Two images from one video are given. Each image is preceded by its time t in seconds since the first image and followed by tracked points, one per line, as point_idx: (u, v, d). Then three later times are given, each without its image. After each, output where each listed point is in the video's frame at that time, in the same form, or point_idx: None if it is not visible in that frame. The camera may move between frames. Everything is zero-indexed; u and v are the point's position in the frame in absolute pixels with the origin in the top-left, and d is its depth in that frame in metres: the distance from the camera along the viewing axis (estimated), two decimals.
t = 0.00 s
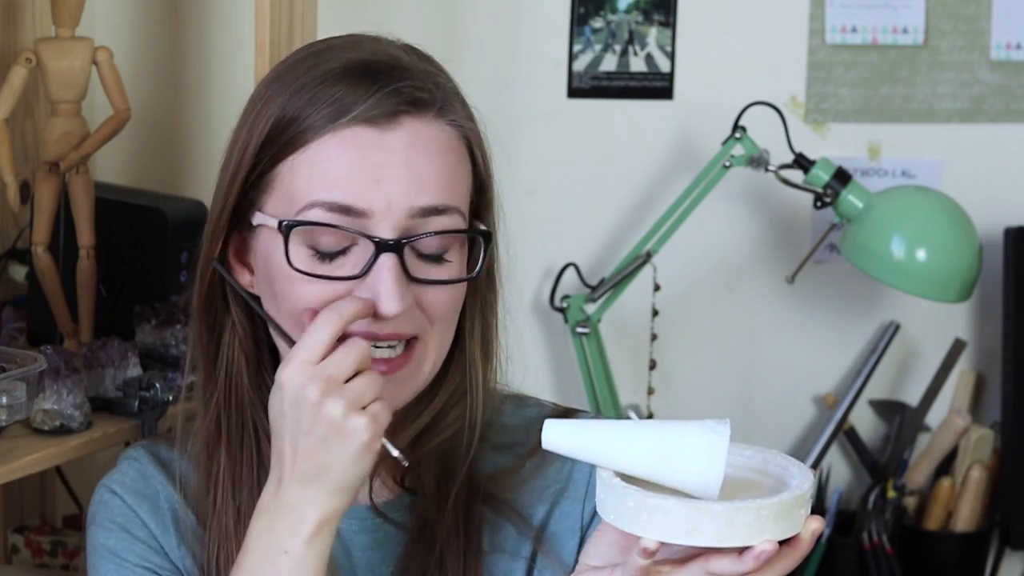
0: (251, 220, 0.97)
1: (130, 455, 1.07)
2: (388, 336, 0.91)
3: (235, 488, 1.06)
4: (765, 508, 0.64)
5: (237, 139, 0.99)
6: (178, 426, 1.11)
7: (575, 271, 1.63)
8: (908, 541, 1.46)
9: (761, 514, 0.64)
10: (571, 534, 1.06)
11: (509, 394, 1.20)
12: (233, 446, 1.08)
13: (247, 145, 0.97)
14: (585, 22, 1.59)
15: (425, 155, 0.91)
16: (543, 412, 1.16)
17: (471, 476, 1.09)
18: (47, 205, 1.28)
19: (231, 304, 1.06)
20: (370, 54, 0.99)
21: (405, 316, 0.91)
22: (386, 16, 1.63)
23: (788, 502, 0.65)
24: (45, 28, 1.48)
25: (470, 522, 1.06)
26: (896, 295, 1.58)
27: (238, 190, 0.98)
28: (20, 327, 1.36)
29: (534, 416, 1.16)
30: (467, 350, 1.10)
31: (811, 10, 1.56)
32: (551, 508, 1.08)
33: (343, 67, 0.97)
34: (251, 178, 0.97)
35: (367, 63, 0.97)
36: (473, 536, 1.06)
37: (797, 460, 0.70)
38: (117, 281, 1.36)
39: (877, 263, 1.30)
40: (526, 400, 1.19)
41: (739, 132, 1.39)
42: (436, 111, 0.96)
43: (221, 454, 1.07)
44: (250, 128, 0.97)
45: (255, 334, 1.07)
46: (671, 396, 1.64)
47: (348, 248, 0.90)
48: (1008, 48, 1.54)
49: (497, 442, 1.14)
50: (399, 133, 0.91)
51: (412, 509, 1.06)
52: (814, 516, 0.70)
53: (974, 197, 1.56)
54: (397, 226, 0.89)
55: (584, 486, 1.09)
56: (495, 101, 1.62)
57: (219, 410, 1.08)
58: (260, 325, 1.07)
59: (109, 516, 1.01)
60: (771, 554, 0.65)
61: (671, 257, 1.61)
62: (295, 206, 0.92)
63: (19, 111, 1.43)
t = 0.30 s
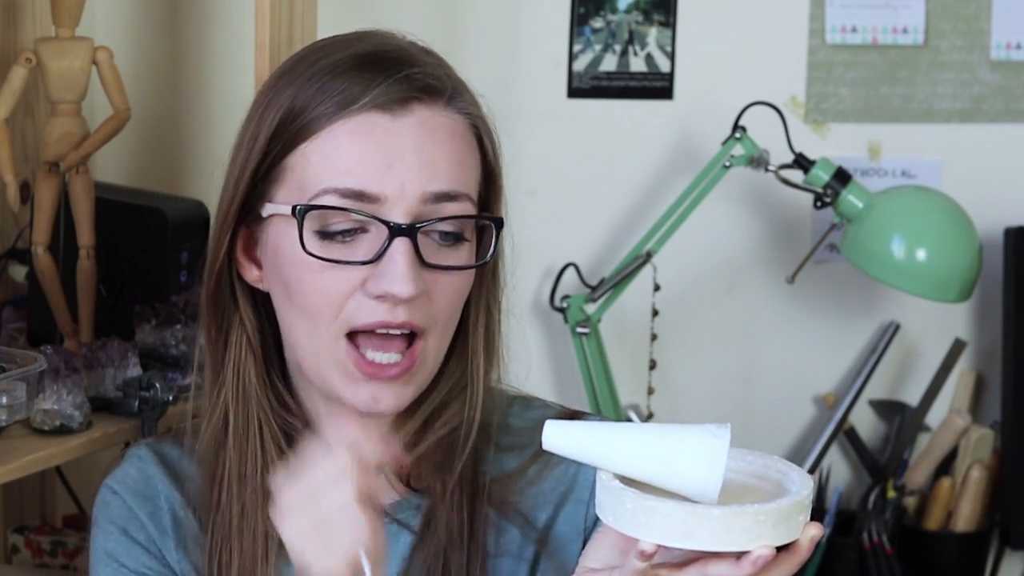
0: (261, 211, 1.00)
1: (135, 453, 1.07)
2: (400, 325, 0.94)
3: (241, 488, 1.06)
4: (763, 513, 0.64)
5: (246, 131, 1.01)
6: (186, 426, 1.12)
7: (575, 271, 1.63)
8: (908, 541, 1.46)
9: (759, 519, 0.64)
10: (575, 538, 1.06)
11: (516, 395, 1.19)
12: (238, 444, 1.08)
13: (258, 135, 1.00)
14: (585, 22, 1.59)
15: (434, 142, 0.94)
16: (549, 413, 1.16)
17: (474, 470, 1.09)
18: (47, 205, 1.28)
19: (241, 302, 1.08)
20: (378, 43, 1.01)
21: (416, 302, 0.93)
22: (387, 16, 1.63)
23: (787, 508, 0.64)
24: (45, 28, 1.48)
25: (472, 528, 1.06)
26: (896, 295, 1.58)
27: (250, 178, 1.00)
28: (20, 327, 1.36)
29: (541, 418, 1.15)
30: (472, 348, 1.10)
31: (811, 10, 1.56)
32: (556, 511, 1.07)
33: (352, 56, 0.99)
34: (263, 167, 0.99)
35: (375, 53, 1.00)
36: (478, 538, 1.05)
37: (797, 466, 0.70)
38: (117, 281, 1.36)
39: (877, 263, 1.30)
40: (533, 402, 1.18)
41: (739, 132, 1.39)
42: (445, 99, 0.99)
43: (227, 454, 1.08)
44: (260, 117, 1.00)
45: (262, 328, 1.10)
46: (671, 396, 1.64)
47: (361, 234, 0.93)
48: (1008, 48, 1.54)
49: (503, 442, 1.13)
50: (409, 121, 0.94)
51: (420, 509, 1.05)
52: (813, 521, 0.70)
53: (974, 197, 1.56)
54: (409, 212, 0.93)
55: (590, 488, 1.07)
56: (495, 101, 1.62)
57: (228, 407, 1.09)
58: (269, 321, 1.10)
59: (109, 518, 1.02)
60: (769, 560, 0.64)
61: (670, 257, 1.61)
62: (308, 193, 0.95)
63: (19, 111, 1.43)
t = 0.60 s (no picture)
0: (269, 204, 1.00)
1: (140, 448, 1.07)
2: (405, 320, 0.93)
3: (245, 486, 1.06)
4: (759, 503, 0.64)
5: (256, 125, 1.02)
6: (190, 423, 1.12)
7: (574, 271, 1.63)
8: (908, 541, 1.46)
9: (756, 509, 0.64)
10: (576, 535, 1.07)
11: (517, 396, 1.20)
12: (241, 440, 1.07)
13: (267, 130, 1.00)
14: (585, 22, 1.59)
15: (444, 139, 0.95)
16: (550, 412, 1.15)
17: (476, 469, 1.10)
18: (47, 205, 1.28)
19: (246, 294, 1.08)
20: (388, 42, 1.02)
21: (422, 296, 0.93)
22: (387, 17, 1.63)
23: (783, 498, 0.64)
24: (45, 28, 1.48)
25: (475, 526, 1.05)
26: (896, 295, 1.58)
27: (259, 173, 1.00)
28: (20, 327, 1.36)
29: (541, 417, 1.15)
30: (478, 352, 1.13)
31: (810, 10, 1.56)
32: (556, 508, 1.08)
33: (361, 54, 1.00)
34: (271, 161, 0.99)
35: (385, 51, 1.00)
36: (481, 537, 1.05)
37: (792, 457, 0.70)
38: (117, 281, 1.36)
39: (877, 263, 1.30)
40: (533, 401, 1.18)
41: (739, 132, 1.39)
42: (455, 98, 1.00)
43: (231, 446, 1.07)
44: (269, 113, 1.00)
45: (266, 324, 1.10)
46: (672, 396, 1.65)
47: (369, 228, 0.93)
48: (1008, 48, 1.54)
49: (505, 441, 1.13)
50: (419, 118, 0.95)
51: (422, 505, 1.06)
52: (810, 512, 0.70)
53: (974, 197, 1.56)
54: (417, 208, 0.93)
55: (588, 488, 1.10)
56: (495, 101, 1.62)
57: (233, 400, 1.09)
58: (274, 317, 1.10)
59: (117, 501, 1.00)
60: (766, 550, 0.64)
61: (670, 257, 1.61)
62: (317, 186, 0.95)
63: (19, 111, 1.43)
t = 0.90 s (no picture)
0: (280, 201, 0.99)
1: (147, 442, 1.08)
2: (416, 318, 0.93)
3: (254, 486, 1.05)
4: (765, 503, 0.64)
5: (268, 123, 1.01)
6: (200, 425, 1.12)
7: (574, 271, 1.63)
8: (908, 541, 1.46)
9: (762, 509, 0.64)
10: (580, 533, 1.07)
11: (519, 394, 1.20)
12: (249, 439, 1.07)
13: (278, 130, 1.00)
14: (585, 22, 1.59)
15: (457, 138, 0.95)
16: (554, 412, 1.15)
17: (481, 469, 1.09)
18: (47, 205, 1.28)
19: (252, 296, 1.08)
20: (401, 43, 1.02)
21: (433, 296, 0.93)
22: (387, 17, 1.63)
23: (789, 498, 0.65)
24: (45, 27, 1.47)
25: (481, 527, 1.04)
26: (896, 295, 1.58)
27: (270, 173, 1.00)
28: (20, 327, 1.37)
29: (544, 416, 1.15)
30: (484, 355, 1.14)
31: (810, 10, 1.56)
32: (559, 508, 1.08)
33: (373, 54, 1.00)
34: (282, 160, 0.99)
35: (397, 51, 1.01)
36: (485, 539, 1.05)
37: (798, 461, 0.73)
38: (117, 281, 1.36)
39: (877, 263, 1.30)
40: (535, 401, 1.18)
41: (739, 132, 1.39)
42: (467, 100, 1.00)
43: (240, 445, 1.07)
44: (280, 113, 1.00)
45: (273, 325, 1.10)
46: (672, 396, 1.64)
47: (381, 225, 0.92)
48: (1008, 48, 1.54)
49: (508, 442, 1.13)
50: (433, 117, 0.95)
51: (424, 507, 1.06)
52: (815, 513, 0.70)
53: (974, 197, 1.56)
54: (429, 205, 0.93)
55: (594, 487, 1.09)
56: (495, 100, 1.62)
57: (239, 400, 1.09)
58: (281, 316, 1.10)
59: (127, 484, 1.01)
60: (772, 550, 0.64)
61: (670, 257, 1.61)
62: (330, 182, 0.95)
63: (18, 111, 1.43)
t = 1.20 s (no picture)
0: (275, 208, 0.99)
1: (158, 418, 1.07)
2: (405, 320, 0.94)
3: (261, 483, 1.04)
4: (766, 504, 0.62)
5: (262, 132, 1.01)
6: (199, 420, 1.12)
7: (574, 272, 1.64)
8: (908, 541, 1.46)
9: (762, 511, 0.62)
10: (580, 532, 1.06)
11: (520, 393, 1.19)
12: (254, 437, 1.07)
13: (271, 133, 1.00)
14: (585, 22, 1.59)
15: (450, 142, 0.94)
16: (553, 411, 1.15)
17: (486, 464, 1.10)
18: (47, 204, 1.28)
19: (251, 296, 1.08)
20: (391, 45, 1.02)
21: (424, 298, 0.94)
22: (387, 17, 1.63)
23: (789, 499, 0.63)
24: (45, 27, 1.48)
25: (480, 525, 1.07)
26: (896, 295, 1.58)
27: (263, 177, 1.00)
28: (20, 327, 1.37)
29: (546, 414, 1.14)
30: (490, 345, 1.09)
31: (810, 10, 1.56)
32: (559, 506, 1.07)
33: (367, 57, 0.99)
34: (275, 164, 0.99)
35: (390, 54, 1.00)
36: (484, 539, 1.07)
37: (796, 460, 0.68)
38: (118, 281, 1.36)
39: (877, 263, 1.30)
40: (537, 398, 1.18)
41: (739, 132, 1.39)
42: (459, 101, 0.99)
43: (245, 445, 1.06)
44: (274, 116, 1.00)
45: (272, 324, 1.10)
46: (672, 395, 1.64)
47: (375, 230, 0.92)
48: (1008, 48, 1.54)
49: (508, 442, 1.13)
50: (425, 121, 0.94)
51: (424, 503, 1.05)
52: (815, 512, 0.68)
53: (974, 197, 1.56)
54: (422, 210, 0.92)
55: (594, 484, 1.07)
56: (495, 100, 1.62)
57: (239, 403, 1.08)
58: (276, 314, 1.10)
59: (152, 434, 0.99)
60: (773, 552, 0.62)
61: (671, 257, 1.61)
62: (323, 188, 0.94)
63: (19, 111, 1.43)
